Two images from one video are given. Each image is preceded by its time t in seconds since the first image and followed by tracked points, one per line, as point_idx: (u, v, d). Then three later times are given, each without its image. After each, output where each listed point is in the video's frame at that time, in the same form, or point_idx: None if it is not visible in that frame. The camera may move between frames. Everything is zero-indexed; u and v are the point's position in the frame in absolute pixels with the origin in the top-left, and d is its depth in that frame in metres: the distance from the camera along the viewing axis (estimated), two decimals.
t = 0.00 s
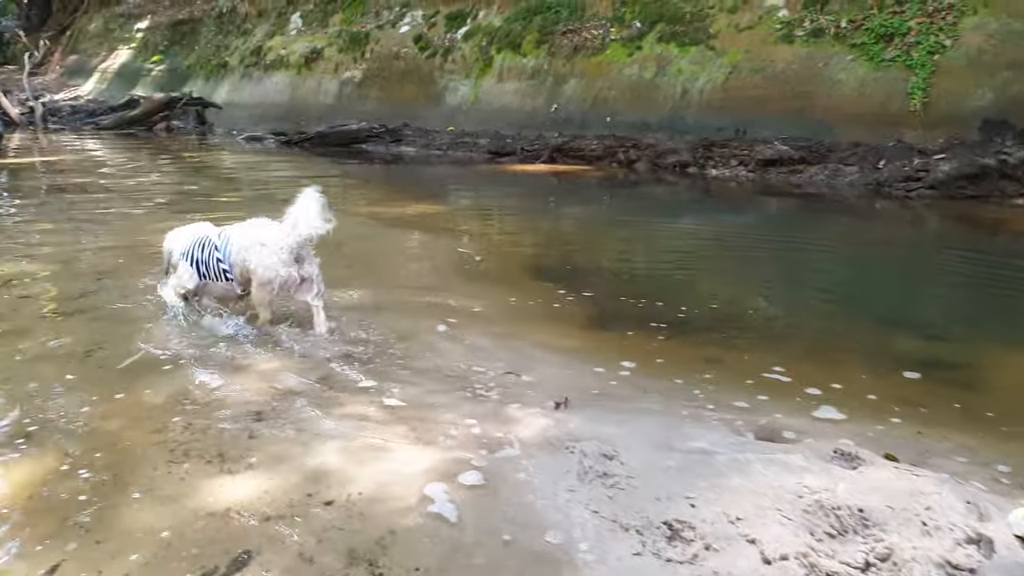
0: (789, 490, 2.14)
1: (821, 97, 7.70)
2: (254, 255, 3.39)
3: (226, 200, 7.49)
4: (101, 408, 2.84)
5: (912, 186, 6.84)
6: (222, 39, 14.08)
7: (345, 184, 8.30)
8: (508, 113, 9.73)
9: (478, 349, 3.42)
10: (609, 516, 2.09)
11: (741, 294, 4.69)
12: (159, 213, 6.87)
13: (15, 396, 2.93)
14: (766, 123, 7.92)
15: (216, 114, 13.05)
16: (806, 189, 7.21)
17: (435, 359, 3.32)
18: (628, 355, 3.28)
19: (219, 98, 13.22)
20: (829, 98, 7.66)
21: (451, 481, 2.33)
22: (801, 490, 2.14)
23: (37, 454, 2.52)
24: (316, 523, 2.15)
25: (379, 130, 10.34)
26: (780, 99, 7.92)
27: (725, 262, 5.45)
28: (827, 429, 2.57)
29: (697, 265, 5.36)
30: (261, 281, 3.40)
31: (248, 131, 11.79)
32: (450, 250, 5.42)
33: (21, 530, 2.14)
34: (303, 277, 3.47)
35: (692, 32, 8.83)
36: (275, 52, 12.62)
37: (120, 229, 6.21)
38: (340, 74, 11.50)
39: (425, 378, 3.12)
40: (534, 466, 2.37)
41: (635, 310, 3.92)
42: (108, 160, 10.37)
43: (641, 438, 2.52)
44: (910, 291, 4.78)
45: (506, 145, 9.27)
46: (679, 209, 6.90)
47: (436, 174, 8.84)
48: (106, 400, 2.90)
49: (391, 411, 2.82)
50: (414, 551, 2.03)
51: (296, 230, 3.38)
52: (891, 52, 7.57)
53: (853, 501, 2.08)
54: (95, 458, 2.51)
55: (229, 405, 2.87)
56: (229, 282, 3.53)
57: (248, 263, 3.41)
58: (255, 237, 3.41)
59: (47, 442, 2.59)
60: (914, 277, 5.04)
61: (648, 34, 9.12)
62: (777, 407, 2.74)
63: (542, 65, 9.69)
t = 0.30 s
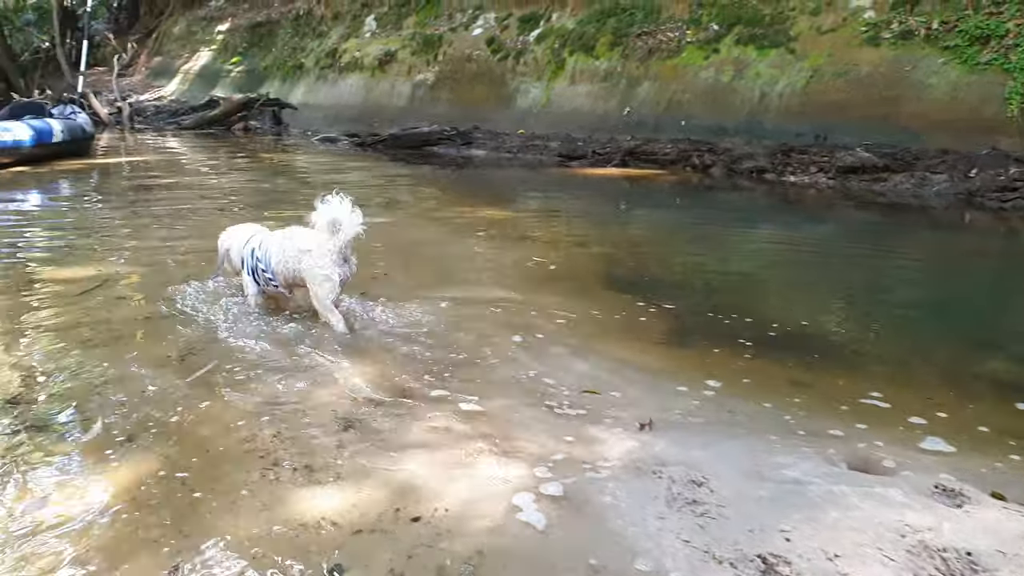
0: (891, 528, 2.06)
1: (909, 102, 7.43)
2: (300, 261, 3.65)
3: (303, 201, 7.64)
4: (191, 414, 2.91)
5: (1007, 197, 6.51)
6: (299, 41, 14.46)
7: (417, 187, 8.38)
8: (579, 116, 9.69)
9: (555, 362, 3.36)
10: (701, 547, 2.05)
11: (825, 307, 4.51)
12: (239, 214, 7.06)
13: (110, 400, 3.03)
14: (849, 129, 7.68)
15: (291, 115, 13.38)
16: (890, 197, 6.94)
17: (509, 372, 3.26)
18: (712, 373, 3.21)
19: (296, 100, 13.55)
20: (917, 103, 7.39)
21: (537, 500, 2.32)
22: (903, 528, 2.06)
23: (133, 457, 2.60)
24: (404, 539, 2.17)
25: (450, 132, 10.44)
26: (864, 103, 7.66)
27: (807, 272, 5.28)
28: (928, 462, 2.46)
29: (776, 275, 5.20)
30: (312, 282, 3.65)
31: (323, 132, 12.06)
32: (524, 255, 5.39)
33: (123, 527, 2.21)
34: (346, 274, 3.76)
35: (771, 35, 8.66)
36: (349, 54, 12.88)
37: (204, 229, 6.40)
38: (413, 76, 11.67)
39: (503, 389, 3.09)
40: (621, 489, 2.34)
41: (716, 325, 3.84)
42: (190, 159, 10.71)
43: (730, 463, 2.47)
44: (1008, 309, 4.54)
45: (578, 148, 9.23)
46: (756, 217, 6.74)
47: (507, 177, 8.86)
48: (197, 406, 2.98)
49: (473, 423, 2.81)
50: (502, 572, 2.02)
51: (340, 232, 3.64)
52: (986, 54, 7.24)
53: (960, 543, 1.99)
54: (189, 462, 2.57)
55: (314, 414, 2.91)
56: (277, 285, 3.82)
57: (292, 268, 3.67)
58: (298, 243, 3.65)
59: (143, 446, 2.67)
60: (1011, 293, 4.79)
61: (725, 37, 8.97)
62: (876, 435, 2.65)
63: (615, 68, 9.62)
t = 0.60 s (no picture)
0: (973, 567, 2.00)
1: (984, 107, 7.16)
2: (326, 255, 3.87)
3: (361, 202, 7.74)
4: (260, 420, 2.97)
5: None
6: (359, 43, 14.70)
7: (473, 190, 8.41)
8: (637, 119, 9.60)
9: (618, 376, 3.33)
10: None
11: (894, 319, 4.39)
12: (300, 215, 7.19)
13: (182, 403, 3.11)
14: (919, 135, 7.44)
15: (350, 116, 13.58)
16: (962, 205, 6.72)
17: (571, 385, 3.25)
18: (780, 392, 3.16)
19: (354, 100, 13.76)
20: (993, 107, 7.10)
21: (604, 521, 2.31)
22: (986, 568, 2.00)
23: (206, 462, 2.67)
24: (471, 557, 2.18)
25: (506, 135, 10.46)
26: (935, 109, 7.41)
27: (874, 281, 5.14)
28: (1010, 495, 2.38)
29: (842, 284, 5.07)
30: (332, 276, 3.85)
31: (380, 133, 12.22)
32: (583, 261, 5.37)
33: (200, 535, 2.27)
34: (371, 274, 3.93)
35: (837, 37, 8.48)
36: (408, 56, 13.01)
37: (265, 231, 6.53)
38: (470, 78, 11.74)
39: (565, 403, 3.07)
40: (689, 513, 2.32)
41: (782, 341, 3.77)
42: (251, 159, 10.95)
43: (801, 489, 2.42)
44: None
45: (635, 151, 9.15)
46: (820, 224, 6.58)
47: (564, 180, 8.83)
48: (265, 411, 3.04)
49: (536, 437, 2.80)
50: None
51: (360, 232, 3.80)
52: None
53: None
54: (259, 468, 2.63)
55: (379, 423, 2.94)
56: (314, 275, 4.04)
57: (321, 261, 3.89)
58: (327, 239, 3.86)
59: (215, 451, 2.74)
60: None
61: (790, 39, 8.80)
62: (955, 463, 2.57)
63: (675, 70, 9.52)
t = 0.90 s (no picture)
0: None
1: None
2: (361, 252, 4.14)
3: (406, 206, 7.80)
4: (312, 430, 3.03)
5: None
6: (405, 45, 14.86)
7: (517, 194, 8.42)
8: (682, 122, 9.52)
9: (667, 389, 3.31)
10: None
11: (950, 333, 4.28)
12: (346, 217, 7.28)
13: (236, 411, 3.19)
14: (975, 140, 7.21)
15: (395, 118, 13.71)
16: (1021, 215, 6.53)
17: (620, 399, 3.24)
18: (832, 410, 3.12)
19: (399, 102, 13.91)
20: None
21: (654, 541, 2.30)
22: None
23: (260, 471, 2.73)
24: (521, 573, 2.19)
25: (550, 137, 10.46)
26: (993, 114, 7.17)
27: (929, 292, 5.03)
28: None
29: (895, 294, 4.97)
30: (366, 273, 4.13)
31: (425, 135, 12.32)
32: (628, 268, 5.34)
33: (257, 545, 2.33)
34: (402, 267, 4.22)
35: (891, 40, 8.30)
36: (453, 58, 13.10)
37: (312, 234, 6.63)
38: (514, 80, 11.77)
39: (613, 418, 3.07)
40: (740, 535, 2.30)
41: (834, 357, 3.71)
42: (298, 162, 11.13)
43: (856, 513, 2.39)
44: None
45: (681, 154, 9.08)
46: (871, 232, 6.45)
47: (608, 183, 8.80)
48: (316, 421, 3.10)
49: (585, 452, 2.81)
50: None
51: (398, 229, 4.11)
52: None
53: None
54: (312, 478, 2.68)
55: (428, 434, 2.97)
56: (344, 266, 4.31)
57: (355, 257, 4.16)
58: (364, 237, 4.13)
59: (269, 461, 2.80)
60: None
61: (841, 42, 8.63)
62: (1017, 491, 2.51)
63: (722, 73, 9.41)
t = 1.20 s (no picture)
0: None
1: None
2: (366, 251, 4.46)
3: (441, 210, 7.84)
4: (351, 440, 3.06)
5: None
6: (440, 47, 14.95)
7: (552, 198, 8.42)
8: (719, 126, 9.44)
9: (704, 404, 3.28)
10: None
11: (996, 348, 4.19)
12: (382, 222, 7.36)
13: (276, 420, 3.24)
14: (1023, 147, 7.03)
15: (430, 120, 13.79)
16: None
17: (657, 413, 3.22)
18: (875, 430, 3.07)
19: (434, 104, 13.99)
20: None
21: (693, 564, 2.30)
22: None
23: (300, 482, 2.77)
24: None
25: (585, 141, 10.43)
26: None
27: (974, 305, 4.92)
28: None
29: (939, 307, 4.87)
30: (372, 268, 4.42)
31: (460, 138, 12.38)
32: (664, 277, 5.30)
33: (300, 555, 2.36)
34: (404, 261, 4.45)
35: (936, 43, 8.13)
36: (488, 61, 13.16)
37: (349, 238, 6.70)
38: (550, 83, 11.77)
39: (650, 433, 3.06)
40: (781, 560, 2.28)
41: (875, 374, 3.65)
42: (335, 164, 11.25)
43: (900, 540, 2.35)
44: None
45: (717, 159, 9.00)
46: (914, 241, 6.32)
47: (643, 188, 8.75)
48: (354, 430, 3.14)
49: (622, 469, 2.80)
50: None
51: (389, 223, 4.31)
52: None
53: None
54: (351, 489, 2.71)
55: (466, 446, 2.99)
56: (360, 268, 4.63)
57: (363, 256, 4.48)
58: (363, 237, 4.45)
59: (308, 471, 2.84)
60: None
61: (884, 45, 8.48)
62: None
63: (760, 77, 9.31)
